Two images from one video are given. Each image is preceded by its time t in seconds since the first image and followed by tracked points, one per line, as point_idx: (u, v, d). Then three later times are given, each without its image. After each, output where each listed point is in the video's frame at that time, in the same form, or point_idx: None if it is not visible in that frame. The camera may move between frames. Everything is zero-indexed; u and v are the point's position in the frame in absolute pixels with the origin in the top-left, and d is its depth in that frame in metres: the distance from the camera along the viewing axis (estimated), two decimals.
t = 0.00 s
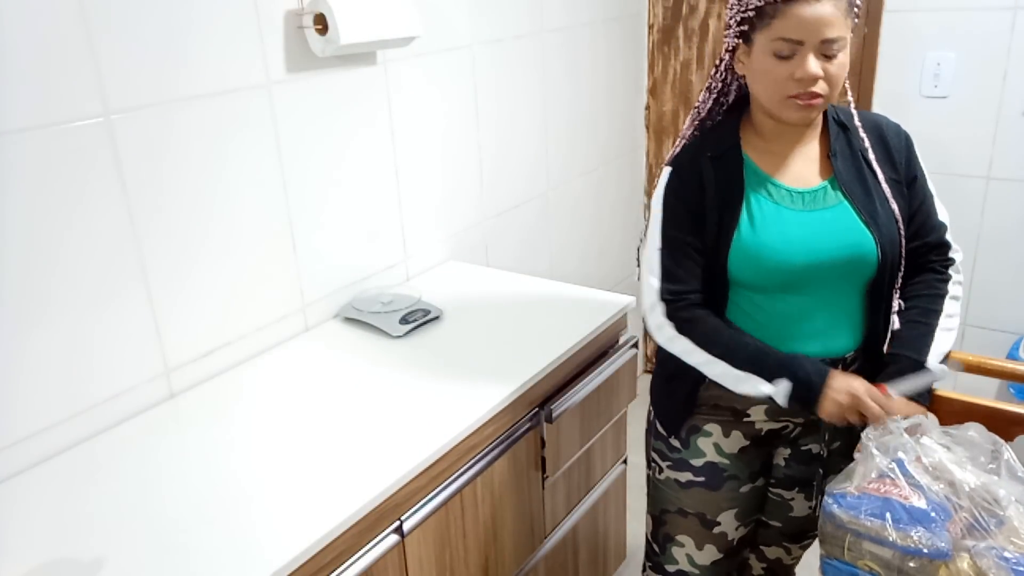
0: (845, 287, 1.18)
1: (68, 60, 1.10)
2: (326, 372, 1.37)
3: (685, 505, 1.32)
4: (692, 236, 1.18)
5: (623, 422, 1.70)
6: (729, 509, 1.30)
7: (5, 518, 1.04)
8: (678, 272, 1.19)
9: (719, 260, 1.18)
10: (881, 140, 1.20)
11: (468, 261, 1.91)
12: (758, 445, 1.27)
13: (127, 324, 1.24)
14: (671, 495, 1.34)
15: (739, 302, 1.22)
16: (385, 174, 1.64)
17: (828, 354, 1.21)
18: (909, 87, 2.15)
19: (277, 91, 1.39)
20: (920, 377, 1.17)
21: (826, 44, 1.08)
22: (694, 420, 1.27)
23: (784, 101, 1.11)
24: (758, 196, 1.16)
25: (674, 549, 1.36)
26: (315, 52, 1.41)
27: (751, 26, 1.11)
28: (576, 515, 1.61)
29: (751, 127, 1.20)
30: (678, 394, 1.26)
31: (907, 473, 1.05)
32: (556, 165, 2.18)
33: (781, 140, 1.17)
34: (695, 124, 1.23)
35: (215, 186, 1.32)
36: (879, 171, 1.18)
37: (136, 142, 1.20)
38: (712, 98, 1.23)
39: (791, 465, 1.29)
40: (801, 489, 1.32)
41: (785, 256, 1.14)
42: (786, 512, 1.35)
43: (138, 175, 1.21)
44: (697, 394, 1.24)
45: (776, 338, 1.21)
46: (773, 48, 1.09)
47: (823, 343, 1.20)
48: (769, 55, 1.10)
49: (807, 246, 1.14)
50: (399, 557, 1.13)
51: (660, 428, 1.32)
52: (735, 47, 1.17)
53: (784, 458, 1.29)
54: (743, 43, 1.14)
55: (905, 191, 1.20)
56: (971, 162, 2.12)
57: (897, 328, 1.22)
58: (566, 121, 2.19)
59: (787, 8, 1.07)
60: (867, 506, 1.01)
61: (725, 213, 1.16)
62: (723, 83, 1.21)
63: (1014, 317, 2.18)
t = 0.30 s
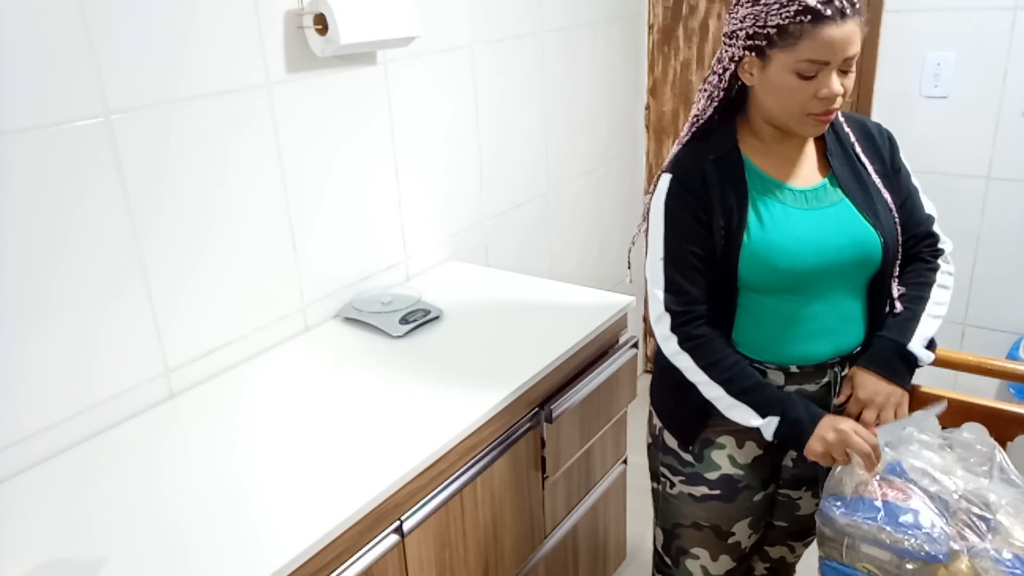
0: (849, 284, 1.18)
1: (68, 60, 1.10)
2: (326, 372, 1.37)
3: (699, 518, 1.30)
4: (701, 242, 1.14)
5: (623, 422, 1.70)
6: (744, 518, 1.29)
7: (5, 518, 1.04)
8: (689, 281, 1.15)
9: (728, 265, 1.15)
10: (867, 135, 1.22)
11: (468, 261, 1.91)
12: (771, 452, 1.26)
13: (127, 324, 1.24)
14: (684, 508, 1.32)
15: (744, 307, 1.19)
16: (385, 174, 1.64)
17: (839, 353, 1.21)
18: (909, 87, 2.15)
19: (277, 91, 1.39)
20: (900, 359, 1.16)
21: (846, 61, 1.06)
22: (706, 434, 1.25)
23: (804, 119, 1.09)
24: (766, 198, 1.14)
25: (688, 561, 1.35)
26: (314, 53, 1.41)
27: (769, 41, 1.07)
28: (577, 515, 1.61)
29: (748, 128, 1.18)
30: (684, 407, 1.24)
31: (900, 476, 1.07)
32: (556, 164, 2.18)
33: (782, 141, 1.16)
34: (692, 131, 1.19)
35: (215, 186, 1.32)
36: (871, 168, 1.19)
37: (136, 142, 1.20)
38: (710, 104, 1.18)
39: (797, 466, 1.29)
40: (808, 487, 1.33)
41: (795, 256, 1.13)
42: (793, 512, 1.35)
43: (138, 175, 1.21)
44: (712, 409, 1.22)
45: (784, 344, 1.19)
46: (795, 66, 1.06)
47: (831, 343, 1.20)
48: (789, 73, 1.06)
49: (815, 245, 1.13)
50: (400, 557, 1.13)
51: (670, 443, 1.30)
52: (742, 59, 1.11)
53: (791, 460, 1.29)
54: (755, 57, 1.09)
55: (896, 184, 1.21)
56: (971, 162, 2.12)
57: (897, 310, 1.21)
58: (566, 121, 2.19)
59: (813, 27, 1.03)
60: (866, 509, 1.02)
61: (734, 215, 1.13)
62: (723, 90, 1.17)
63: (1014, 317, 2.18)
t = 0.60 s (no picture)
0: (842, 284, 1.18)
1: (68, 61, 1.10)
2: (326, 372, 1.37)
3: (703, 527, 1.29)
4: (694, 249, 1.13)
5: (623, 422, 1.70)
6: (746, 522, 1.28)
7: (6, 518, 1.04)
8: (683, 288, 1.14)
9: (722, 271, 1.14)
10: (856, 136, 1.23)
11: (468, 261, 1.91)
12: (763, 454, 1.25)
13: (127, 324, 1.24)
14: (687, 519, 1.30)
15: (739, 310, 1.19)
16: (385, 174, 1.64)
17: (831, 355, 1.21)
18: (909, 87, 2.15)
19: (277, 91, 1.39)
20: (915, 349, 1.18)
21: (840, 62, 1.05)
22: (699, 440, 1.24)
23: (798, 120, 1.08)
24: (759, 203, 1.13)
25: (700, 570, 1.33)
26: (314, 53, 1.41)
27: (761, 42, 1.06)
28: (576, 515, 1.61)
29: (738, 130, 1.17)
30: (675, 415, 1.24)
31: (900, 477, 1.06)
32: (556, 164, 2.18)
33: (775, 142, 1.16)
34: (683, 135, 1.18)
35: (216, 186, 1.32)
36: (862, 170, 1.21)
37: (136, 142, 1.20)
38: (700, 105, 1.17)
39: (790, 469, 1.27)
40: (799, 490, 1.31)
41: (791, 262, 1.12)
42: (785, 514, 1.34)
43: (138, 175, 1.21)
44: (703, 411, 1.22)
45: (779, 348, 1.19)
46: (789, 67, 1.05)
47: (823, 346, 1.20)
48: (783, 74, 1.06)
49: (809, 249, 1.13)
50: (399, 557, 1.13)
51: (664, 452, 1.29)
52: (734, 60, 1.11)
53: (782, 463, 1.27)
54: (747, 58, 1.08)
55: (883, 185, 1.23)
56: (971, 162, 2.12)
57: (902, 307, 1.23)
58: (566, 121, 2.19)
59: (807, 28, 1.02)
60: (864, 510, 1.02)
61: (728, 222, 1.12)
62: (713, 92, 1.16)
63: (1014, 317, 2.18)
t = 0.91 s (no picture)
0: (822, 292, 1.14)
1: (68, 61, 1.10)
2: (325, 372, 1.37)
3: (698, 545, 1.22)
4: (670, 260, 1.07)
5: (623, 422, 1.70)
6: (740, 536, 1.23)
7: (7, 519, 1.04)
8: (659, 301, 1.09)
9: (700, 282, 1.08)
10: (832, 139, 1.19)
11: (468, 261, 1.91)
12: (753, 464, 1.20)
13: (126, 324, 1.24)
14: (681, 538, 1.23)
15: (717, 324, 1.13)
16: (385, 174, 1.64)
17: (819, 364, 1.17)
18: (909, 87, 2.15)
19: (277, 91, 1.39)
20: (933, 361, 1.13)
21: (813, 68, 1.01)
22: (690, 455, 1.19)
23: (772, 128, 1.04)
24: (736, 210, 1.08)
25: None
26: (315, 53, 1.41)
27: (734, 50, 1.01)
28: (576, 515, 1.60)
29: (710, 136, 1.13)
30: (663, 429, 1.18)
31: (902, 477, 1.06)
32: (556, 164, 2.18)
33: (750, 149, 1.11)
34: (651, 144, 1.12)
35: (215, 186, 1.32)
36: (840, 173, 1.16)
37: (136, 142, 1.20)
38: (670, 114, 1.10)
39: (781, 479, 1.23)
40: (788, 498, 1.27)
41: (771, 271, 1.07)
42: (774, 523, 1.30)
43: (137, 175, 1.21)
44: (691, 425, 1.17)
45: (762, 361, 1.13)
46: (763, 76, 1.00)
47: (808, 356, 1.15)
48: (758, 83, 1.01)
49: (791, 256, 1.08)
50: (399, 557, 1.13)
51: (655, 470, 1.23)
52: (703, 69, 1.05)
53: (773, 473, 1.22)
54: (719, 66, 1.03)
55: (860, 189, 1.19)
56: (971, 162, 2.12)
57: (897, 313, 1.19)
58: (565, 121, 2.19)
59: (781, 35, 0.98)
60: (866, 508, 1.02)
61: (704, 232, 1.07)
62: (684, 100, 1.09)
63: (1014, 317, 2.18)
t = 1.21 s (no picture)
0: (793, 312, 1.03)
1: (68, 61, 1.10)
2: (325, 372, 1.37)
3: (661, 569, 1.12)
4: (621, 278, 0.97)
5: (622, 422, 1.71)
6: (705, 558, 1.12)
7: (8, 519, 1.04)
8: (612, 321, 0.98)
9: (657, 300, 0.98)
10: (803, 148, 1.07)
11: (469, 261, 1.91)
12: (719, 485, 1.10)
13: (125, 324, 1.24)
14: (643, 562, 1.12)
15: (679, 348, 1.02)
16: (385, 174, 1.64)
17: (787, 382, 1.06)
18: (909, 87, 2.15)
19: (277, 91, 1.39)
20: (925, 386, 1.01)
21: (751, 52, 0.93)
22: (652, 478, 1.07)
23: (716, 121, 0.95)
24: (694, 221, 0.97)
25: None
26: (315, 53, 1.41)
27: (663, 44, 0.94)
28: (576, 515, 1.60)
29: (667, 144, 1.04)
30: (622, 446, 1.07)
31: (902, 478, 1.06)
32: (556, 164, 2.18)
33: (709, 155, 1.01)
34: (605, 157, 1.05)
35: (215, 187, 1.32)
36: (811, 183, 1.04)
37: (136, 142, 1.20)
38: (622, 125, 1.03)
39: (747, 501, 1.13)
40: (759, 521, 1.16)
41: (733, 288, 0.96)
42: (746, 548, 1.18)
43: (138, 175, 1.21)
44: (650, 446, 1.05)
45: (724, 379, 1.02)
46: (695, 65, 0.93)
47: (778, 375, 1.05)
48: (691, 73, 0.93)
49: (756, 272, 0.97)
50: (399, 558, 1.13)
51: (616, 492, 1.11)
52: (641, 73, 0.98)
53: (740, 496, 1.12)
54: (654, 65, 0.96)
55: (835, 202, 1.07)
56: (971, 162, 2.12)
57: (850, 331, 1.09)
58: (565, 121, 2.19)
59: (708, 19, 0.91)
60: (866, 509, 1.01)
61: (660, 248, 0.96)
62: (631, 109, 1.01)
63: (1014, 317, 2.17)
